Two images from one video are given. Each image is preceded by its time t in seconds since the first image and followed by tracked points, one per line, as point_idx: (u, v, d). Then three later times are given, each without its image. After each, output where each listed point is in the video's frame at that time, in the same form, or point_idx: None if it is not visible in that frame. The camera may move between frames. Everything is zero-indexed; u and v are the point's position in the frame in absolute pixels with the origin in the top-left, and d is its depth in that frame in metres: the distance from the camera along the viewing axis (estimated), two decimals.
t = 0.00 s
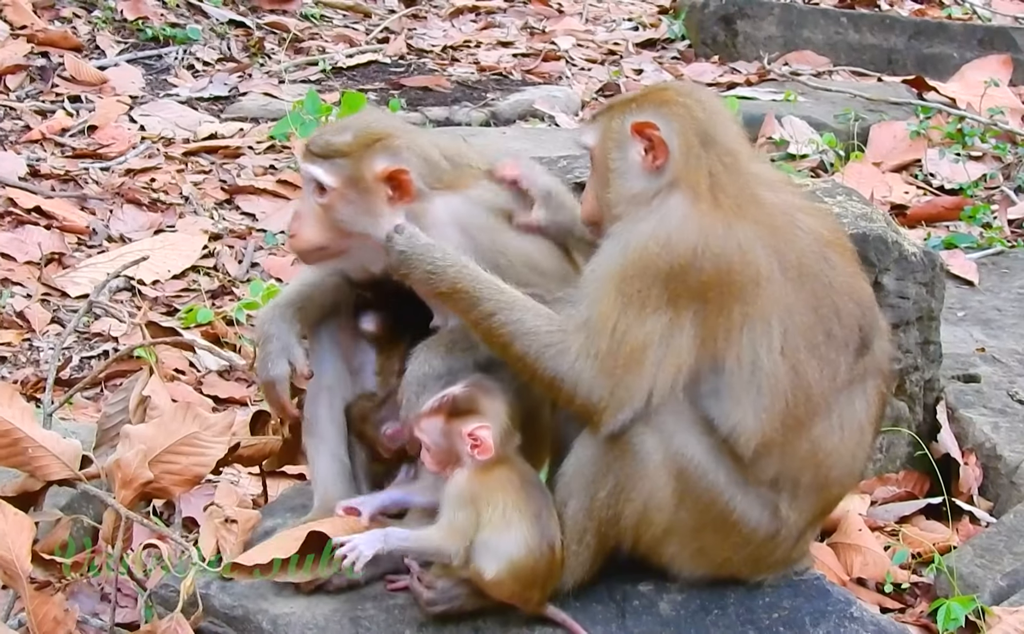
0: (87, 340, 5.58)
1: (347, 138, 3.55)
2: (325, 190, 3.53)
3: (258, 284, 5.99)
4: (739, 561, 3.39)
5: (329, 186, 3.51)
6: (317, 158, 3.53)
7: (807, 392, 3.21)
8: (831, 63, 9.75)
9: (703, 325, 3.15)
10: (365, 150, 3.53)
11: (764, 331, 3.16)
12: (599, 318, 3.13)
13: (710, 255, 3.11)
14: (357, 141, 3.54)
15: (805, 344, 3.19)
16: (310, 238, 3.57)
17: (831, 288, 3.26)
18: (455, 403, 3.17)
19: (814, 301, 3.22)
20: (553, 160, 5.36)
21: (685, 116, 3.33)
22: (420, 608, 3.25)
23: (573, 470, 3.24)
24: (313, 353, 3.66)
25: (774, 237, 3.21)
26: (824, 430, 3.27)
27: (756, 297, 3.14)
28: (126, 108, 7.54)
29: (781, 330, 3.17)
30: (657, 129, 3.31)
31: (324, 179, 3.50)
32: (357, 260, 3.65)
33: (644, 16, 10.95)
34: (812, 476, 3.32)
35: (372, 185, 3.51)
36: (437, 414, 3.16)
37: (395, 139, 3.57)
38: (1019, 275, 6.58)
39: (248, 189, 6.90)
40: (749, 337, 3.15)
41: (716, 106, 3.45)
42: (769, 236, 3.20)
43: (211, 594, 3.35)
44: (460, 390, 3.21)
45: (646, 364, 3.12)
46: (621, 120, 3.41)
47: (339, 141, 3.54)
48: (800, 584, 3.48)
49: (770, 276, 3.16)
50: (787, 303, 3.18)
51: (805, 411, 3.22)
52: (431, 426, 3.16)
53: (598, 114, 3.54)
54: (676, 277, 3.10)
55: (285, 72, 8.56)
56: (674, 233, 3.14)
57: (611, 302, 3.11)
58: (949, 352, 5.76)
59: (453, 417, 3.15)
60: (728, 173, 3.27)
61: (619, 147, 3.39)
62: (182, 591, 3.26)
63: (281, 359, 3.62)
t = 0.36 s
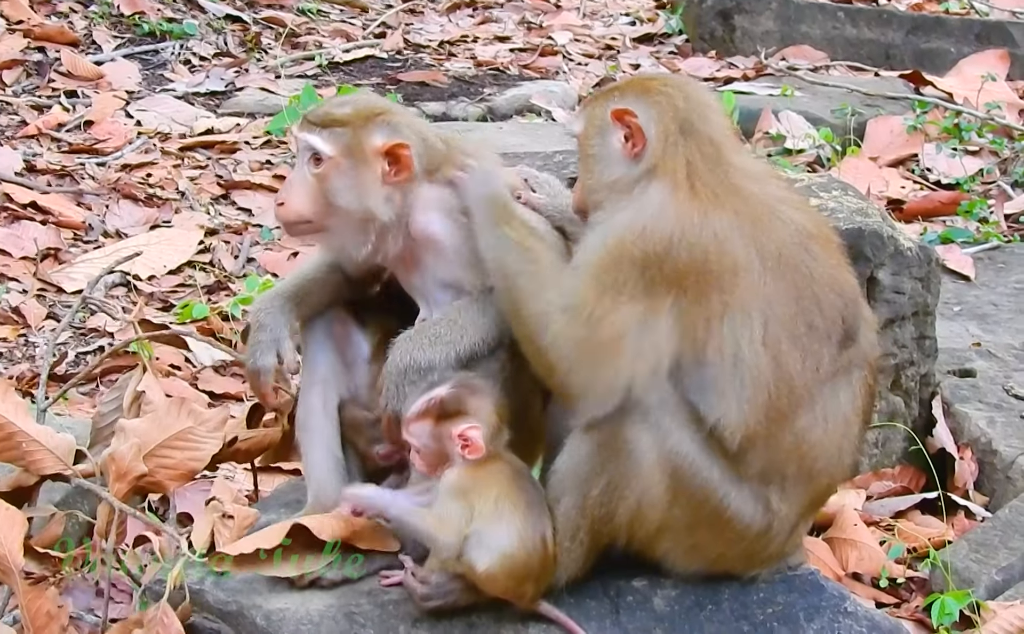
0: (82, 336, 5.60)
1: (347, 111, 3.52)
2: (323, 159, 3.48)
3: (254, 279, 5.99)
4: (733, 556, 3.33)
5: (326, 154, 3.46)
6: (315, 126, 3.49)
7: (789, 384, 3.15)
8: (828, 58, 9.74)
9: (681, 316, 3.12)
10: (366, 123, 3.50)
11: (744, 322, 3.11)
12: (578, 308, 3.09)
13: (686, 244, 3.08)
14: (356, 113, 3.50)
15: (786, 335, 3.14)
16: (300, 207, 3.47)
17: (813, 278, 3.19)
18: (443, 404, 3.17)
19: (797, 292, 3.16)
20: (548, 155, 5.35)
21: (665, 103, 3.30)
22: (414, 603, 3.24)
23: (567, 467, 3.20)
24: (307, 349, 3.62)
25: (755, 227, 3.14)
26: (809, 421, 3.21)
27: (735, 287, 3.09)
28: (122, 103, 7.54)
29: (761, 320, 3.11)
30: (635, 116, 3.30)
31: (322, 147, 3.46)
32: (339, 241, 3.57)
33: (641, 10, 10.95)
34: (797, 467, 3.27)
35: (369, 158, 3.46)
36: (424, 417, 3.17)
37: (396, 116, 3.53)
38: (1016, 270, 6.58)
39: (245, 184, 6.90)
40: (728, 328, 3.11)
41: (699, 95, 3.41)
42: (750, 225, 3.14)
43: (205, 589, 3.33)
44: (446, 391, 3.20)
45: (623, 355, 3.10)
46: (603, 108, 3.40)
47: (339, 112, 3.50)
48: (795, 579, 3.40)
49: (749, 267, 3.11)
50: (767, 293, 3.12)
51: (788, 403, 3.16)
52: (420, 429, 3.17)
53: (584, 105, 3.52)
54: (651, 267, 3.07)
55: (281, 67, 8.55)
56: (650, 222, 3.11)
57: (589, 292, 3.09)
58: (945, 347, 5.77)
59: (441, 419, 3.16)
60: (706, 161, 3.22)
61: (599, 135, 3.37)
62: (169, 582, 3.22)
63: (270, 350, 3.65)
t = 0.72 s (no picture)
0: (81, 328, 5.61)
1: (356, 100, 3.41)
2: (331, 149, 3.37)
3: (252, 271, 5.99)
4: (728, 549, 3.27)
5: (337, 144, 3.35)
6: (324, 115, 3.38)
7: (785, 379, 3.10)
8: (827, 52, 9.74)
9: (678, 308, 3.11)
10: (376, 114, 3.39)
11: (741, 314, 3.07)
12: (575, 297, 3.12)
13: (687, 237, 3.05)
14: (366, 103, 3.40)
15: (784, 329, 3.09)
16: (306, 196, 3.36)
17: (813, 273, 3.14)
18: (431, 380, 3.21)
19: (796, 285, 3.11)
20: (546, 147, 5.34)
21: (669, 96, 3.24)
22: (410, 594, 3.25)
23: (563, 458, 3.11)
24: (303, 345, 3.58)
25: (755, 220, 3.10)
26: (806, 415, 3.15)
27: (734, 281, 3.06)
28: (121, 96, 7.53)
29: (758, 314, 3.07)
30: (640, 111, 3.25)
31: (333, 137, 3.35)
32: (344, 232, 3.47)
33: (641, 4, 10.94)
34: (795, 463, 3.20)
35: (377, 150, 3.36)
36: (415, 393, 3.21)
37: (405, 109, 3.45)
38: (1014, 264, 6.57)
39: (243, 176, 6.90)
40: (726, 321, 3.08)
41: (704, 88, 3.35)
42: (750, 218, 3.10)
43: (202, 579, 3.31)
44: (438, 370, 3.25)
45: (616, 345, 3.13)
46: (606, 103, 3.32)
47: (349, 100, 3.40)
48: (791, 571, 3.36)
49: (749, 261, 3.07)
50: (766, 287, 3.08)
51: (784, 399, 3.11)
52: (410, 406, 3.20)
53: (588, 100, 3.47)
54: (651, 260, 3.06)
55: (280, 60, 8.55)
56: (653, 214, 3.08)
57: (588, 282, 3.11)
58: (942, 341, 5.77)
59: (430, 393, 3.19)
60: (710, 154, 3.17)
61: (604, 130, 3.31)
62: (176, 565, 3.24)
63: (268, 345, 3.62)
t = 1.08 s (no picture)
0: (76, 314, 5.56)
1: (358, 91, 3.36)
2: (332, 142, 3.33)
3: (249, 258, 5.98)
4: (724, 545, 3.25)
5: (337, 137, 3.31)
6: (325, 106, 3.33)
7: (789, 374, 3.06)
8: (827, 39, 9.71)
9: (682, 305, 3.06)
10: (378, 106, 3.34)
11: (746, 310, 3.03)
12: (578, 296, 3.06)
13: (691, 233, 3.00)
14: (367, 94, 3.35)
15: (789, 325, 3.05)
16: (307, 188, 3.33)
17: (817, 267, 3.10)
18: (414, 385, 3.16)
19: (799, 280, 3.05)
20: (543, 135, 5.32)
21: (668, 93, 3.20)
22: (405, 588, 3.25)
23: (558, 451, 3.08)
24: (299, 335, 3.56)
25: (758, 215, 3.06)
26: (809, 410, 3.12)
27: (739, 276, 3.01)
28: (119, 81, 7.51)
29: (763, 310, 3.03)
30: (639, 109, 3.19)
31: (333, 130, 3.31)
32: (344, 224, 3.45)
33: None
34: (796, 458, 3.17)
35: (378, 143, 3.32)
36: (399, 399, 3.16)
37: (408, 101, 3.39)
38: (1013, 253, 6.56)
39: (241, 162, 6.87)
40: (730, 318, 3.03)
41: (701, 83, 3.31)
42: (753, 213, 3.06)
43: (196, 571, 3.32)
44: (418, 374, 3.20)
45: (619, 345, 3.08)
46: (604, 103, 3.27)
47: (350, 91, 3.35)
48: (786, 565, 3.36)
49: (753, 256, 3.02)
50: (771, 283, 3.03)
51: (788, 394, 3.07)
52: (394, 413, 3.17)
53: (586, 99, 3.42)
54: (655, 257, 3.01)
55: (278, 46, 8.52)
56: (655, 211, 3.03)
57: (591, 281, 3.05)
58: (940, 331, 5.77)
59: (415, 397, 3.14)
60: (712, 149, 3.13)
61: (603, 131, 3.25)
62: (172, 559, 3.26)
63: (265, 340, 3.58)
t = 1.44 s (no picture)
0: (64, 293, 5.54)
1: (352, 64, 3.28)
2: (325, 115, 3.23)
3: (239, 237, 5.94)
4: (714, 528, 3.24)
5: (331, 110, 3.22)
6: (318, 79, 3.24)
7: (781, 358, 3.06)
8: (821, 18, 9.65)
9: (674, 287, 3.04)
10: (372, 79, 3.25)
11: (738, 293, 3.01)
12: (568, 279, 3.03)
13: (683, 214, 2.98)
14: (361, 67, 3.26)
15: (781, 308, 3.04)
16: (299, 162, 3.23)
17: (809, 249, 3.09)
18: (393, 370, 3.11)
19: (792, 263, 3.05)
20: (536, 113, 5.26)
21: (657, 72, 3.15)
22: (393, 571, 3.25)
23: (548, 433, 3.06)
24: (285, 315, 3.52)
25: (749, 196, 3.04)
26: (801, 393, 3.12)
27: (731, 258, 3.01)
28: (108, 57, 7.43)
29: (755, 292, 3.02)
30: (627, 89, 3.15)
31: (327, 103, 3.21)
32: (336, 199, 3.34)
33: None
34: (788, 442, 3.16)
35: (373, 117, 3.23)
36: (378, 387, 3.10)
37: (403, 75, 3.30)
38: (1007, 234, 6.53)
39: (231, 139, 6.79)
40: (722, 300, 3.02)
41: (690, 62, 3.26)
42: (745, 194, 3.04)
43: (183, 552, 3.29)
44: (396, 360, 3.16)
45: (610, 327, 3.05)
46: (593, 82, 3.22)
47: (344, 64, 3.26)
48: (778, 549, 3.33)
49: (745, 237, 3.01)
50: (763, 265, 3.02)
51: (781, 377, 3.07)
52: (376, 401, 3.10)
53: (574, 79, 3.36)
54: (647, 239, 2.98)
55: (269, 22, 8.43)
56: (647, 192, 3.00)
57: (581, 263, 3.02)
58: (933, 312, 5.74)
59: (392, 383, 3.08)
60: (702, 129, 3.09)
61: (592, 110, 3.20)
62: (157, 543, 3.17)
63: (254, 318, 3.51)
